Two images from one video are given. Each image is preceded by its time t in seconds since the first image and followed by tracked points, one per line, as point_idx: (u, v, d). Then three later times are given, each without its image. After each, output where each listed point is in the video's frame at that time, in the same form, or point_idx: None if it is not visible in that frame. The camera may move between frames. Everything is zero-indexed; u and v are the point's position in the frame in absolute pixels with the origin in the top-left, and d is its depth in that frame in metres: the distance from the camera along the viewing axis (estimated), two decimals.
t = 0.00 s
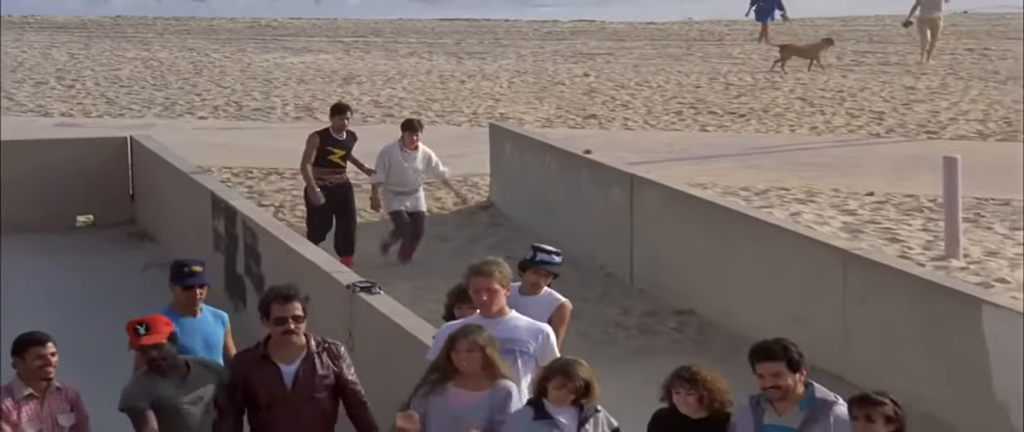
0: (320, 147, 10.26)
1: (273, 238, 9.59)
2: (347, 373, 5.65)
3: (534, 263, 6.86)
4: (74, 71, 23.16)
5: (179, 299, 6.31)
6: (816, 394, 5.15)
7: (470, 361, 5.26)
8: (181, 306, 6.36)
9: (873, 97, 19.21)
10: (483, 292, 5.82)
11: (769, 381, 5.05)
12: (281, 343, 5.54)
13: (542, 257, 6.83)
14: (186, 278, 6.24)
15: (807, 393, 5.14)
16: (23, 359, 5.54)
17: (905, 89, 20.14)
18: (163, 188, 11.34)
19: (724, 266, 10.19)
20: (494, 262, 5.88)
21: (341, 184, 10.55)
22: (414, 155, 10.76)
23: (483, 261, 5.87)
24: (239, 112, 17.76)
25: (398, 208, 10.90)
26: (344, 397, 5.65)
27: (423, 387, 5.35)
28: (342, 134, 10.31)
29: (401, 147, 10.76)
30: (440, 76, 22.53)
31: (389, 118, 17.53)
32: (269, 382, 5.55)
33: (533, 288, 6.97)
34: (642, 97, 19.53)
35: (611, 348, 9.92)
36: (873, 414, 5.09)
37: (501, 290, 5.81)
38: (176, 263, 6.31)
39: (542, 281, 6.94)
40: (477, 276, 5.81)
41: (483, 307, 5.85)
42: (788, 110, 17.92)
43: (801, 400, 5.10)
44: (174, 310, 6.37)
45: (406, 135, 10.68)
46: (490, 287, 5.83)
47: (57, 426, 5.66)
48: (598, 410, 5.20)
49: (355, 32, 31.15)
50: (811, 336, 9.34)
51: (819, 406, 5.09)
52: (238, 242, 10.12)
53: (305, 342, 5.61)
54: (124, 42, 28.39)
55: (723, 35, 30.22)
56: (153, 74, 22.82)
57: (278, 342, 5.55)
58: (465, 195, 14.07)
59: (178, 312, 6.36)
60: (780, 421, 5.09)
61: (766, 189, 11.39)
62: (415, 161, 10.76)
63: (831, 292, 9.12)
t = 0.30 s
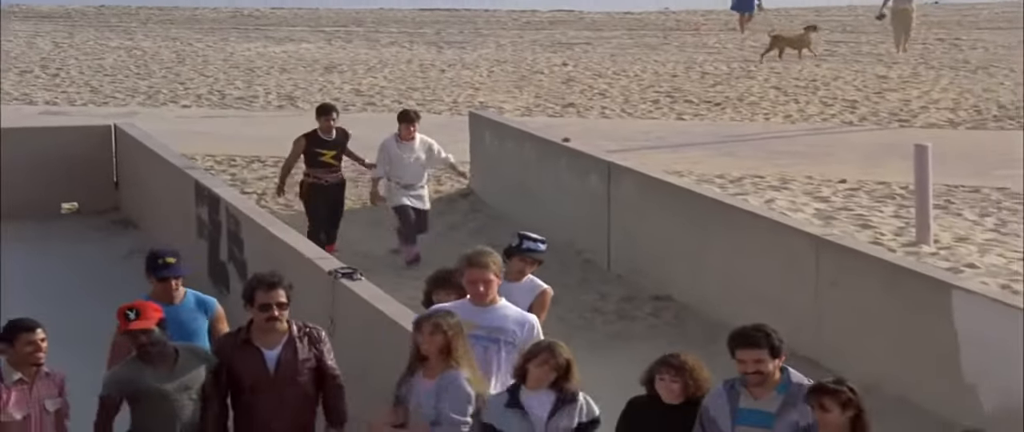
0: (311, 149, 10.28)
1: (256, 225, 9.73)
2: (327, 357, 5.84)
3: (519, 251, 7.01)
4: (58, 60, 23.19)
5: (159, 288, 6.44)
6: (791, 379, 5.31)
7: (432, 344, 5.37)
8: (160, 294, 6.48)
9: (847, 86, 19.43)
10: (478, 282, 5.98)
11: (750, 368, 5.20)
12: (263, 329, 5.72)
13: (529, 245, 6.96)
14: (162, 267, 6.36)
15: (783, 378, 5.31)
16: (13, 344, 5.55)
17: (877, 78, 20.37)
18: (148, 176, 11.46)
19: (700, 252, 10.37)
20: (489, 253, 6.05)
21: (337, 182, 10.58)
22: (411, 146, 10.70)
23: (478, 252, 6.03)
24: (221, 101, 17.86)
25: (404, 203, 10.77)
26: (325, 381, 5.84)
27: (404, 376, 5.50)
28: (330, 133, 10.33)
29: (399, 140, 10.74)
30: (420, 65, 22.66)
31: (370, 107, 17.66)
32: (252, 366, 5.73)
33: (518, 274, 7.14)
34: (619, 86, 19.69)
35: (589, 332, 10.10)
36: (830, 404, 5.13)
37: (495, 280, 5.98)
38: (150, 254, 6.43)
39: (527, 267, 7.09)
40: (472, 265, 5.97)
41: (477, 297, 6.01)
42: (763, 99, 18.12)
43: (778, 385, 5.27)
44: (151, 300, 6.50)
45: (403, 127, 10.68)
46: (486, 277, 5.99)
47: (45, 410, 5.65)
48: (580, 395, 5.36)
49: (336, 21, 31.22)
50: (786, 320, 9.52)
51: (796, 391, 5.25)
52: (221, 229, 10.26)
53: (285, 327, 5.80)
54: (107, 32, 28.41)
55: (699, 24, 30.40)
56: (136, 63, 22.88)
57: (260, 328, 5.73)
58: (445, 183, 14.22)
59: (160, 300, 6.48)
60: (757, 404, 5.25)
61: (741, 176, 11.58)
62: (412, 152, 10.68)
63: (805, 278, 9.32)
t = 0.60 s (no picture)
0: (301, 140, 10.25)
1: (244, 218, 9.82)
2: (320, 348, 5.90)
3: (512, 242, 7.10)
4: (48, 54, 23.23)
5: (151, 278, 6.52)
6: (772, 370, 5.29)
7: (424, 339, 5.32)
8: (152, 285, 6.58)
9: (828, 80, 19.57)
10: (472, 278, 6.09)
11: (726, 365, 5.18)
12: (257, 318, 5.80)
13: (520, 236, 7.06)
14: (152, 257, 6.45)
15: (764, 370, 5.28)
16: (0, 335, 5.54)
17: (859, 72, 20.51)
18: (137, 169, 11.53)
19: (684, 244, 10.50)
20: (485, 250, 6.17)
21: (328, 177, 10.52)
22: (416, 141, 10.62)
23: (474, 248, 6.15)
24: (210, 95, 17.93)
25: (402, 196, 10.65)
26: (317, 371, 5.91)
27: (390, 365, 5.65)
28: (322, 127, 10.30)
29: (403, 134, 10.64)
30: (407, 59, 22.74)
31: (358, 100, 17.74)
32: (245, 354, 5.81)
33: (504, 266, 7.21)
34: (604, 81, 19.81)
35: (574, 323, 10.23)
36: (809, 386, 5.03)
37: (489, 276, 6.10)
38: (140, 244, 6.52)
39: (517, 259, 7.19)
40: (466, 260, 6.09)
41: (469, 292, 6.13)
42: (746, 93, 18.25)
43: (759, 377, 5.24)
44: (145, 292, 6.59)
45: (408, 121, 10.58)
46: (480, 274, 6.10)
47: (34, 399, 5.62)
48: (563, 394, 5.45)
49: (324, 16, 31.28)
50: (768, 312, 9.65)
51: (776, 383, 5.22)
52: (210, 221, 10.35)
53: (278, 317, 5.87)
54: (98, 26, 28.44)
55: (683, 19, 30.53)
56: (125, 57, 22.92)
57: (254, 317, 5.81)
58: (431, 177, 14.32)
59: (153, 292, 6.57)
60: (740, 397, 5.24)
61: (724, 169, 11.71)
62: (418, 146, 10.61)
63: (787, 269, 9.45)
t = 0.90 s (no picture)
0: (304, 143, 10.02)
1: (237, 210, 9.94)
2: (321, 337, 6.00)
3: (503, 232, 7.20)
4: (43, 48, 23.30)
5: (153, 266, 6.64)
6: (757, 360, 5.23)
7: (417, 329, 5.29)
8: (153, 275, 6.70)
9: (814, 74, 19.71)
10: (466, 272, 6.04)
11: (713, 351, 5.13)
12: (259, 309, 5.93)
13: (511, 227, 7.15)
14: (155, 244, 6.57)
15: (749, 359, 5.22)
16: None
17: (844, 66, 20.67)
18: (131, 162, 11.63)
19: (672, 236, 10.63)
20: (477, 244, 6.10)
21: (331, 182, 10.28)
22: (421, 138, 10.40)
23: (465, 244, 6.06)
24: (204, 88, 18.03)
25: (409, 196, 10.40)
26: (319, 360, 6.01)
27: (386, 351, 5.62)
28: (328, 130, 10.06)
29: (407, 132, 10.41)
30: (398, 54, 22.85)
31: (350, 94, 17.84)
32: (247, 344, 5.94)
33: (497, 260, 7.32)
34: (593, 74, 19.94)
35: (564, 314, 10.36)
36: (808, 380, 5.11)
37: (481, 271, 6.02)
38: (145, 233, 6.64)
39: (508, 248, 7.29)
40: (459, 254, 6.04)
41: (461, 287, 6.06)
42: (733, 87, 18.39)
43: (744, 366, 5.18)
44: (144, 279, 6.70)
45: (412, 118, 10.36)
46: (474, 269, 6.06)
47: (31, 389, 5.75)
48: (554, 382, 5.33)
49: (316, 11, 31.37)
50: (757, 304, 9.78)
51: (761, 372, 5.16)
52: (203, 214, 10.46)
53: (281, 308, 5.99)
54: (92, 21, 28.51)
55: (671, 14, 30.66)
56: (120, 51, 23.00)
57: (256, 308, 5.94)
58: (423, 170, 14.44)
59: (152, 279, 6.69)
60: (726, 387, 5.18)
61: (712, 162, 11.85)
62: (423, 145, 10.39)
63: (774, 260, 9.59)
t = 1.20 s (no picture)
0: (316, 138, 10.01)
1: (237, 202, 10.08)
2: (328, 326, 6.12)
3: (500, 226, 7.32)
4: (46, 43, 23.42)
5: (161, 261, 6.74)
6: (752, 349, 5.29)
7: (424, 323, 5.46)
8: (161, 265, 6.81)
9: (806, 69, 19.86)
10: (461, 263, 6.13)
11: (709, 342, 5.19)
12: (269, 297, 5.99)
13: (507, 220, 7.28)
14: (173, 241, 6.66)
15: (744, 349, 5.29)
16: None
17: (836, 60, 20.81)
18: (133, 155, 11.78)
19: (667, 228, 10.79)
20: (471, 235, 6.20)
21: (339, 177, 10.26)
22: (425, 143, 10.02)
23: (460, 236, 6.17)
24: (205, 82, 18.17)
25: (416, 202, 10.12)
26: (327, 347, 6.12)
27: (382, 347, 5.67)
28: (338, 124, 10.07)
29: (411, 137, 10.03)
30: (396, 48, 22.98)
31: (349, 88, 17.98)
32: (258, 333, 5.99)
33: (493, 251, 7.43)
34: (589, 69, 20.08)
35: (560, 305, 10.51)
36: (811, 372, 5.06)
37: (479, 262, 6.15)
38: (160, 228, 6.73)
39: (505, 240, 7.40)
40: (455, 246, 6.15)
41: (455, 278, 6.17)
42: (726, 81, 18.54)
43: (739, 356, 5.25)
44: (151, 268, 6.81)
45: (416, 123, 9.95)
46: (469, 260, 6.15)
47: (33, 384, 5.85)
48: (562, 365, 5.47)
49: (315, 6, 31.48)
50: (751, 295, 9.93)
51: (755, 362, 5.23)
52: (204, 206, 10.62)
53: (290, 297, 6.06)
54: (95, 16, 28.62)
55: (666, 9, 30.78)
56: (122, 46, 23.13)
57: (266, 296, 5.99)
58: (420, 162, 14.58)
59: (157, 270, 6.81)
60: (720, 376, 5.25)
61: (707, 156, 12.01)
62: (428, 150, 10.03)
63: (767, 251, 9.74)
